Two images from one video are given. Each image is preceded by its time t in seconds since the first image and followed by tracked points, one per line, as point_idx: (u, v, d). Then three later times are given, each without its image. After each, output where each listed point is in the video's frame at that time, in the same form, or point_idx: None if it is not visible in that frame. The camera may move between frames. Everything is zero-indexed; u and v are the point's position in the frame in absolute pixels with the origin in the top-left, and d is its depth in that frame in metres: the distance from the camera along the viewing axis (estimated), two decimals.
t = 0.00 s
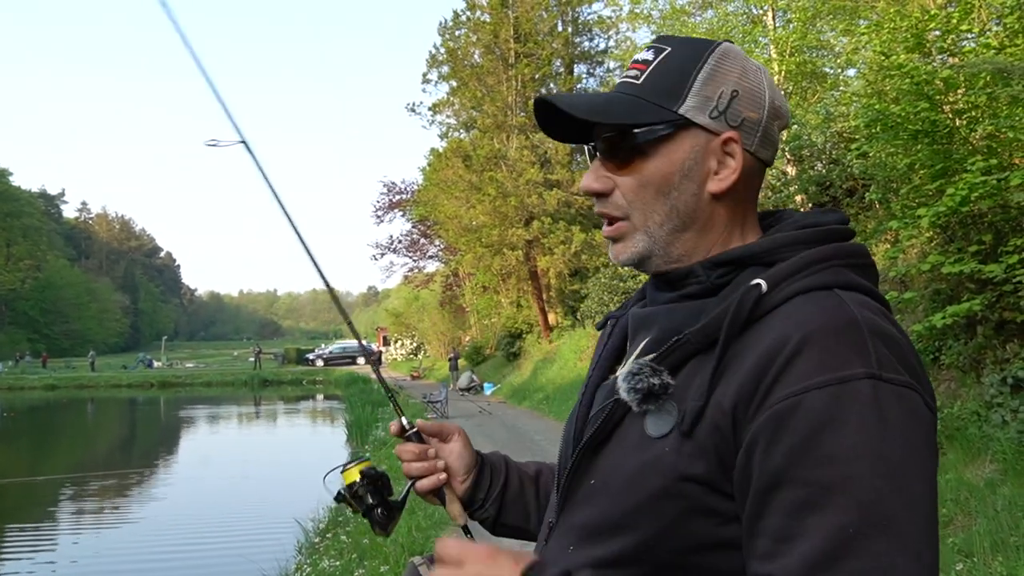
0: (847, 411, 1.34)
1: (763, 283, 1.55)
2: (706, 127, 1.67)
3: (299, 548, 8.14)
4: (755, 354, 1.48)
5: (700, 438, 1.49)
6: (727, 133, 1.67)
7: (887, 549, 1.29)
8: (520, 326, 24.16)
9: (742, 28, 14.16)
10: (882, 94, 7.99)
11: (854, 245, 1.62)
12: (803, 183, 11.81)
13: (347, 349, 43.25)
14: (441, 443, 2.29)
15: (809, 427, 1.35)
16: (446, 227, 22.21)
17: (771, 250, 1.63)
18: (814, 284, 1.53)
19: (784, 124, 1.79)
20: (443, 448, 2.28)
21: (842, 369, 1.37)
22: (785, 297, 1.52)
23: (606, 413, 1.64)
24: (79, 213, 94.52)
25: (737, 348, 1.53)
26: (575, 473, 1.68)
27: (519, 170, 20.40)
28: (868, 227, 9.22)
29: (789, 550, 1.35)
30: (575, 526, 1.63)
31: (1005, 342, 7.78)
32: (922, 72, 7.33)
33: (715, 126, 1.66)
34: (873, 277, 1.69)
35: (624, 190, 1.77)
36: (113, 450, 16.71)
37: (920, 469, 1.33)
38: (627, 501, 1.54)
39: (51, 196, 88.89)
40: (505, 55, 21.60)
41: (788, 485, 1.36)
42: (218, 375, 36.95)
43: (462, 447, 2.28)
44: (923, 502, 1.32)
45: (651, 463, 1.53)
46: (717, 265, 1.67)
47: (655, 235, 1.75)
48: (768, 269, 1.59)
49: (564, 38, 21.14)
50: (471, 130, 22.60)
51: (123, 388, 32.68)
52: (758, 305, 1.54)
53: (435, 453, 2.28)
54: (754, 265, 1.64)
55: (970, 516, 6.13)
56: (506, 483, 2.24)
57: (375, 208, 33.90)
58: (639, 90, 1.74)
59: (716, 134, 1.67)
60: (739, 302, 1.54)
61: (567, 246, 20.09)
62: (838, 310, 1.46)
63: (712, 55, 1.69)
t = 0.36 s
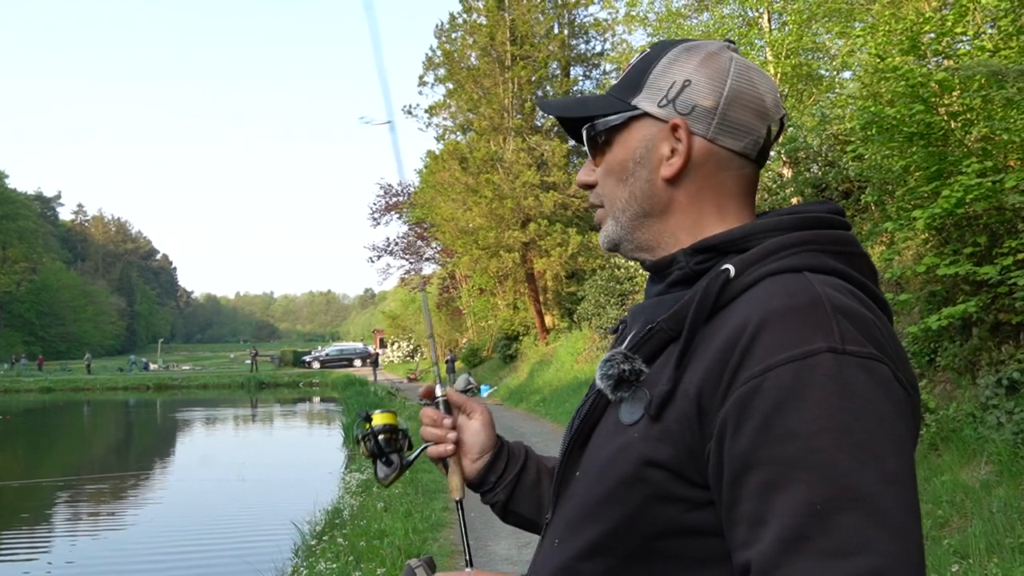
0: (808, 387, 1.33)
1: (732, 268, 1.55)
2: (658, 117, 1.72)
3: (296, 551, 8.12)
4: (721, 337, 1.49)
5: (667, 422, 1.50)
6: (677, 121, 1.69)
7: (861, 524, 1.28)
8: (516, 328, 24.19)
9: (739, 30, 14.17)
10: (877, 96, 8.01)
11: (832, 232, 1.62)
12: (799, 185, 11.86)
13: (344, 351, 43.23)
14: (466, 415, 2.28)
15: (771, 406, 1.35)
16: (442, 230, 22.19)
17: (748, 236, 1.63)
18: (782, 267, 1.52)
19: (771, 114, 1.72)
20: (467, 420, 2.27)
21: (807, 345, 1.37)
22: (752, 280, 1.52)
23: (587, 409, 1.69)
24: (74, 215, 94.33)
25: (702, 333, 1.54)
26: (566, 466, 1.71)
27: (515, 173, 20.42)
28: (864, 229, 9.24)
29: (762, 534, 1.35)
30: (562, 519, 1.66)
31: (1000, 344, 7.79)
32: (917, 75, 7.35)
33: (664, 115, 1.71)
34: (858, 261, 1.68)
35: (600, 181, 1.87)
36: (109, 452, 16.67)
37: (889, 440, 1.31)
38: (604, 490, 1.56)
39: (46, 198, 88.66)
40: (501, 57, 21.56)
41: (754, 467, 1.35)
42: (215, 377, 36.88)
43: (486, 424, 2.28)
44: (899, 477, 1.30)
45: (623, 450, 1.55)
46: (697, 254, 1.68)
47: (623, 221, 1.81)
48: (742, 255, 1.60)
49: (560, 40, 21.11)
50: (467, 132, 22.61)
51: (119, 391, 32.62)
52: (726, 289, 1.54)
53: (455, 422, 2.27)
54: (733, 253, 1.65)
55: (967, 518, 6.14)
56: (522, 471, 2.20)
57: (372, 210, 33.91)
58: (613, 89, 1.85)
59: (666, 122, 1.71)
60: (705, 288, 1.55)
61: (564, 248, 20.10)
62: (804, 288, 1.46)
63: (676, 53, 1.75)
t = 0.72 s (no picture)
0: (787, 384, 1.34)
1: (730, 266, 1.58)
2: (665, 114, 1.75)
3: (298, 553, 8.12)
4: (712, 333, 1.51)
5: (657, 417, 1.53)
6: (684, 116, 1.71)
7: (828, 521, 1.28)
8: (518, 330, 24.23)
9: (740, 32, 14.15)
10: (879, 98, 8.02)
11: (834, 234, 1.62)
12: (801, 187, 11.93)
13: (346, 354, 43.28)
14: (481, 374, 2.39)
15: (749, 400, 1.36)
16: (444, 232, 22.20)
17: (748, 236, 1.64)
18: (778, 265, 1.53)
19: (780, 115, 1.72)
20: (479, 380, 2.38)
21: (792, 341, 1.37)
22: (747, 279, 1.54)
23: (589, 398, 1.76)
24: (78, 217, 94.56)
25: (695, 330, 1.56)
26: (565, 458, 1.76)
27: (517, 176, 20.44)
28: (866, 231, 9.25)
29: (732, 526, 1.36)
30: (557, 510, 1.70)
31: (1002, 346, 7.79)
32: (919, 77, 7.35)
33: (671, 112, 1.74)
34: (861, 266, 1.69)
35: (613, 181, 1.90)
36: (111, 455, 16.71)
37: (864, 441, 1.31)
38: (594, 482, 1.59)
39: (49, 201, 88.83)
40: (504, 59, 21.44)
41: (730, 460, 1.37)
42: (217, 379, 36.97)
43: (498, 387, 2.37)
44: (873, 479, 1.30)
45: (614, 443, 1.59)
46: (699, 253, 1.69)
47: (631, 217, 1.84)
48: (739, 253, 1.62)
49: (562, 43, 21.11)
50: (469, 134, 22.61)
51: (122, 393, 32.68)
52: (720, 288, 1.56)
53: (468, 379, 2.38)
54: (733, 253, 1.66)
55: (969, 521, 6.15)
56: (524, 439, 2.29)
57: (374, 213, 33.91)
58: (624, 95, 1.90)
59: (674, 118, 1.73)
60: (702, 286, 1.57)
61: (565, 251, 20.14)
62: (797, 287, 1.47)
63: (686, 56, 1.78)
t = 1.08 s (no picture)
0: (775, 375, 1.34)
1: (706, 266, 1.59)
2: (644, 119, 1.72)
3: (302, 551, 8.13)
4: (696, 331, 1.50)
5: (645, 415, 1.52)
6: (664, 124, 1.69)
7: (827, 509, 1.28)
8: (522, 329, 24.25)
9: (745, 31, 14.07)
10: (884, 97, 8.02)
11: (806, 233, 1.64)
12: (805, 186, 12.05)
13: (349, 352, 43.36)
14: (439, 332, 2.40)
15: (738, 395, 1.35)
16: (448, 230, 22.16)
17: (722, 235, 1.65)
18: (757, 262, 1.54)
19: (755, 121, 1.73)
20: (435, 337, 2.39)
21: (774, 337, 1.38)
22: (724, 278, 1.55)
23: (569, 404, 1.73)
24: (83, 214, 94.80)
25: (676, 329, 1.56)
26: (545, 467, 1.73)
27: (520, 174, 20.39)
28: (871, 230, 9.22)
29: (730, 520, 1.34)
30: (543, 516, 1.68)
31: (1008, 347, 7.72)
32: (924, 77, 7.33)
33: (651, 118, 1.71)
34: (831, 265, 1.70)
35: (581, 182, 1.86)
36: (115, 453, 16.75)
37: (853, 429, 1.31)
38: (582, 486, 1.57)
39: (54, 199, 88.91)
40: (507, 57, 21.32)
41: (722, 456, 1.36)
42: (221, 377, 37.07)
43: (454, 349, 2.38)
44: (862, 465, 1.31)
45: (599, 445, 1.57)
46: (672, 254, 1.70)
47: (604, 221, 1.82)
48: (714, 253, 1.63)
49: (566, 42, 21.03)
50: (473, 133, 22.57)
51: (126, 391, 32.73)
52: (698, 288, 1.57)
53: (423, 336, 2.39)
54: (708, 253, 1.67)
55: (973, 521, 6.14)
56: (475, 400, 2.34)
57: (378, 211, 33.89)
58: (594, 97, 1.85)
59: (652, 126, 1.71)
60: (680, 285, 1.58)
61: (569, 250, 20.15)
62: (775, 283, 1.47)
63: (663, 59, 1.75)
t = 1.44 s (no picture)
0: (776, 355, 1.37)
1: (672, 262, 1.57)
2: (571, 124, 1.70)
3: (307, 547, 8.14)
4: (683, 325, 1.49)
5: (647, 412, 1.47)
6: (590, 130, 1.69)
7: (845, 476, 1.33)
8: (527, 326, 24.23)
9: (750, 26, 14.01)
10: (892, 92, 7.99)
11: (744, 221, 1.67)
12: (812, 182, 12.11)
13: (356, 348, 43.47)
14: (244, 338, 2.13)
15: (747, 380, 1.37)
16: (454, 227, 22.13)
17: (671, 232, 1.65)
18: (720, 253, 1.56)
19: (669, 119, 1.76)
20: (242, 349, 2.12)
21: (765, 324, 1.41)
22: (697, 271, 1.55)
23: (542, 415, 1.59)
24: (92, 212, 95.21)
25: (660, 324, 1.53)
26: (524, 483, 1.61)
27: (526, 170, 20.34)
28: (878, 226, 9.18)
29: (754, 502, 1.35)
30: (532, 533, 1.57)
31: (1016, 343, 7.65)
32: (931, 71, 7.30)
33: (578, 124, 1.69)
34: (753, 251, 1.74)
35: (507, 190, 1.80)
36: (123, 448, 16.82)
37: (850, 400, 1.38)
38: (584, 493, 1.49)
39: (61, 198, 89.17)
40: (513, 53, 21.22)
41: (738, 439, 1.36)
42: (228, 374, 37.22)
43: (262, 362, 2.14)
44: (858, 432, 1.38)
45: (599, 451, 1.49)
46: (621, 252, 1.67)
47: (539, 228, 1.77)
48: (672, 251, 1.62)
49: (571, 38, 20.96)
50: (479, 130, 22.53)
51: (133, 388, 32.85)
52: (671, 283, 1.55)
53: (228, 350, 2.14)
54: (659, 249, 1.66)
55: (981, 518, 6.11)
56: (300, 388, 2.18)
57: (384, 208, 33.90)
58: (516, 101, 1.80)
59: (579, 131, 1.70)
60: (654, 281, 1.56)
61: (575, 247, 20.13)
62: (746, 274, 1.51)
63: (578, 63, 1.73)
